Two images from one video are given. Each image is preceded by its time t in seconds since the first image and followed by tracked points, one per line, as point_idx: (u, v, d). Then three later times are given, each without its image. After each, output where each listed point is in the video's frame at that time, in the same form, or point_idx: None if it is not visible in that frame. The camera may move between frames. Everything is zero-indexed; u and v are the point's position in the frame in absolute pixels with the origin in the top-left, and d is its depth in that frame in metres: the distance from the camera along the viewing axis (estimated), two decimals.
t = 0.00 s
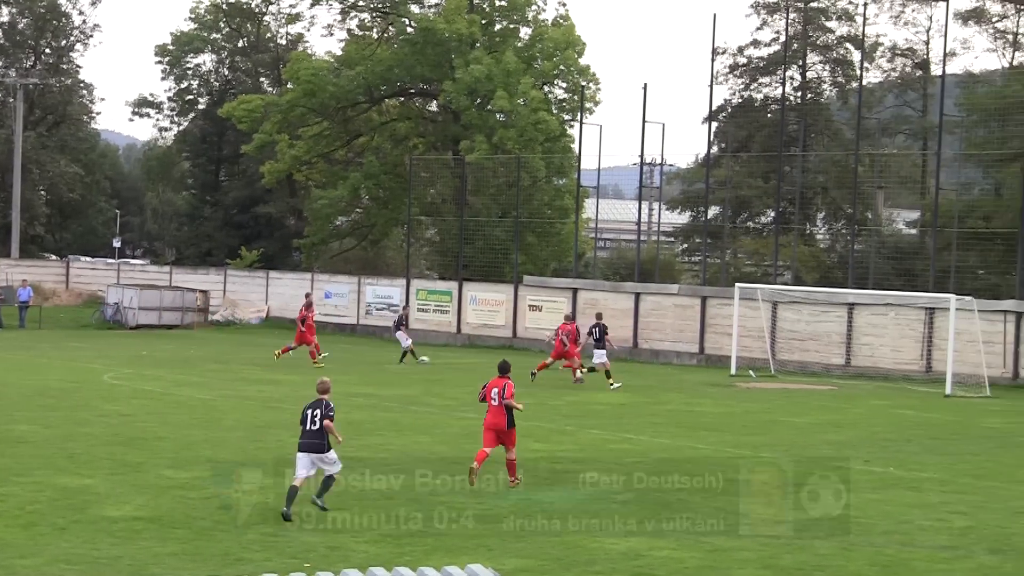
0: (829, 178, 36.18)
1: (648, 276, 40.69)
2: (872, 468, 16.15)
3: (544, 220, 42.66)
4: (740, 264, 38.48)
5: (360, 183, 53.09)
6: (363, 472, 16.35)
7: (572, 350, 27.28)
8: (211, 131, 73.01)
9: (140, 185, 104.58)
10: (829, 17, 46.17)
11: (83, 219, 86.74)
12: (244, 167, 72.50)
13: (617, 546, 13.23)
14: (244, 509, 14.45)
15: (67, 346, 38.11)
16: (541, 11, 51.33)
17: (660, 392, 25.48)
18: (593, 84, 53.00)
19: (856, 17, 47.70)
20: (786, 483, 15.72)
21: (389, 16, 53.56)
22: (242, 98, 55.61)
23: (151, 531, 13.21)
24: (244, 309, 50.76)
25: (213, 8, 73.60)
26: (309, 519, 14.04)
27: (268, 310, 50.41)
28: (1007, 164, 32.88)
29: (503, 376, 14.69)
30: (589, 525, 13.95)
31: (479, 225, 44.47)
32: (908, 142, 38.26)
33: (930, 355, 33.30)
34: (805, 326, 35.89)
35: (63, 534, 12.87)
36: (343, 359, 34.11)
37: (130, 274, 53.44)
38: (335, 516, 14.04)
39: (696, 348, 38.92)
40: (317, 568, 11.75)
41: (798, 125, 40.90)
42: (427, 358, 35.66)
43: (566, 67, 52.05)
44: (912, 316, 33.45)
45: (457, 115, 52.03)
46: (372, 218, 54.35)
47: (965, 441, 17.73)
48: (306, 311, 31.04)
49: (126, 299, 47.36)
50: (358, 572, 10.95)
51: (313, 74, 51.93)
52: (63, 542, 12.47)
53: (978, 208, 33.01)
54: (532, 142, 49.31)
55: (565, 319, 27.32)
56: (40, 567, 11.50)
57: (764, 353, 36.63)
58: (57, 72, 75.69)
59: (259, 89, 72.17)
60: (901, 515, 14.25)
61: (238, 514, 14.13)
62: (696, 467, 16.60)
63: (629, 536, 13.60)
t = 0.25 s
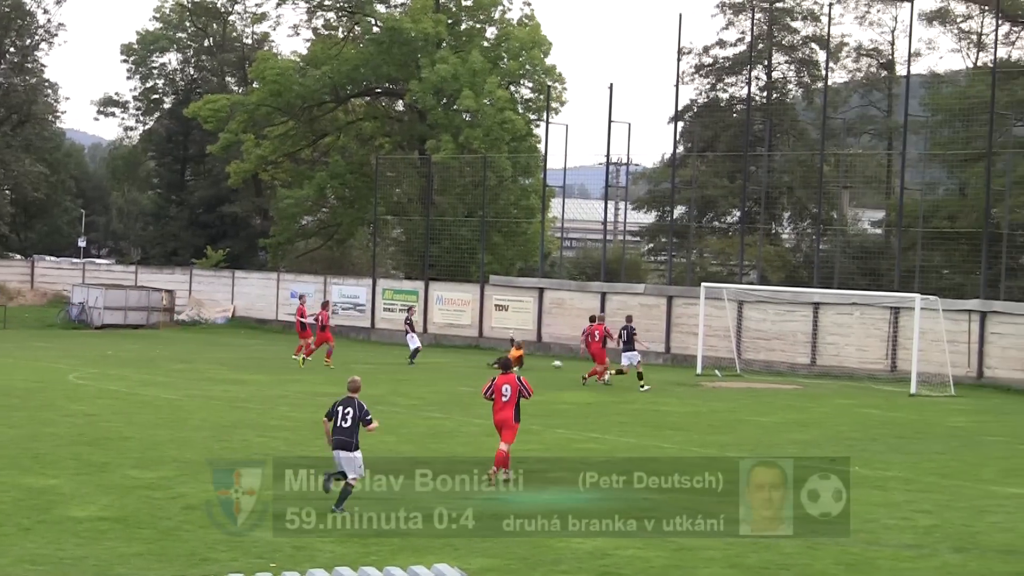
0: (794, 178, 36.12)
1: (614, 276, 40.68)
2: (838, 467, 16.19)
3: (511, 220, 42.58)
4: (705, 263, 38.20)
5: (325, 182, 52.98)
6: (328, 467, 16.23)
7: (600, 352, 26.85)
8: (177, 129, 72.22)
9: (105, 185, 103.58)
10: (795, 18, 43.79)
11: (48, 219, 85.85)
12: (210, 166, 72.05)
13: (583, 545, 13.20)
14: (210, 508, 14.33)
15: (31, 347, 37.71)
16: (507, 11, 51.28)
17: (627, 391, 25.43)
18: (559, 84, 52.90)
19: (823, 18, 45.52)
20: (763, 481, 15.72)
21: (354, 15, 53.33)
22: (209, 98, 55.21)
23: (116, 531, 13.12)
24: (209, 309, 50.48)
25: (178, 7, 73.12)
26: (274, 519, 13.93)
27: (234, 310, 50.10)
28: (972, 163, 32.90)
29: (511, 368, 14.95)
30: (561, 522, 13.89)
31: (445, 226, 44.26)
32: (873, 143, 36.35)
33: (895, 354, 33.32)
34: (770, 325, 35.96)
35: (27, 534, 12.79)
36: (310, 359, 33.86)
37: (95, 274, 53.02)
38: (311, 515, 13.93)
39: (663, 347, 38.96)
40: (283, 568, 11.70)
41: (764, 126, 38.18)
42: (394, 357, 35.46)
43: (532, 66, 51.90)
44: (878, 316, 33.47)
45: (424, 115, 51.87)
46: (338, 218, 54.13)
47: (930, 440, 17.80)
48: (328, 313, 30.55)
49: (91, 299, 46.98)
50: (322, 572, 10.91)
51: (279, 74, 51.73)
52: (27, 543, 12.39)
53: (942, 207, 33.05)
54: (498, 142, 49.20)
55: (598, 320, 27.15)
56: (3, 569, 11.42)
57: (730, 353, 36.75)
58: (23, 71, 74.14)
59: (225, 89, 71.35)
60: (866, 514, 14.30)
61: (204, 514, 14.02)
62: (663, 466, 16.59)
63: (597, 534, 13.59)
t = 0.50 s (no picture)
0: (759, 178, 35.52)
1: (580, 276, 40.32)
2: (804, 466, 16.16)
3: (477, 220, 42.08)
4: (671, 263, 37.43)
5: (290, 182, 52.75)
6: (312, 465, 16.17)
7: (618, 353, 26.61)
8: (142, 129, 72.11)
9: (70, 184, 102.78)
10: (759, 19, 42.65)
11: (13, 217, 85.05)
12: (174, 166, 71.38)
13: (548, 545, 13.16)
14: (175, 508, 14.25)
15: None
16: (473, 10, 51.12)
17: (595, 391, 25.36)
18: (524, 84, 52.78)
19: (791, 15, 42.84)
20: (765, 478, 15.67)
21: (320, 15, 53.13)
22: (174, 97, 54.87)
23: (81, 532, 13.04)
24: (174, 309, 50.15)
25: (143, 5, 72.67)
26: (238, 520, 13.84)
27: (200, 310, 49.69)
28: (936, 164, 32.44)
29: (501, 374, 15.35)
30: (560, 522, 13.83)
31: (411, 226, 43.87)
32: (839, 143, 36.05)
33: (859, 355, 32.62)
34: (736, 325, 35.56)
35: None
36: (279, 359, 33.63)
37: (59, 273, 52.65)
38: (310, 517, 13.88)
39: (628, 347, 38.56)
40: (248, 567, 11.67)
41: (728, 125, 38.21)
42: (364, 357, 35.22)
43: (498, 66, 51.86)
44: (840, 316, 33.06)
45: (390, 115, 51.68)
46: (303, 217, 54.04)
47: (895, 439, 17.83)
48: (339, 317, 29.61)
49: (55, 298, 46.67)
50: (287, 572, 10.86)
51: (244, 74, 51.64)
52: None
53: (907, 207, 32.54)
54: (464, 142, 48.91)
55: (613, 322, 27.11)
56: None
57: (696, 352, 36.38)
58: None
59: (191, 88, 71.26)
60: (832, 514, 14.32)
61: (169, 514, 13.94)
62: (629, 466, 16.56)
63: (561, 533, 13.60)
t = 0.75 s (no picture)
0: (726, 178, 34.72)
1: (548, 277, 38.75)
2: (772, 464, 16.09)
3: (444, 219, 40.68)
4: (639, 263, 36.59)
5: (258, 182, 52.31)
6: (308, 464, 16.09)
7: (630, 354, 27.03)
8: (109, 129, 71.49)
9: (37, 183, 101.64)
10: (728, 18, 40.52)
11: None
12: (142, 166, 71.49)
13: (515, 544, 13.13)
14: (142, 508, 14.19)
15: None
16: (440, 11, 50.98)
17: (565, 391, 25.28)
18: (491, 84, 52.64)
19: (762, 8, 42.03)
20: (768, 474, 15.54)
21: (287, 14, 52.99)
22: (140, 98, 54.40)
23: (48, 533, 12.99)
24: (142, 309, 49.73)
25: (110, 4, 70.10)
26: (205, 519, 13.78)
27: (167, 309, 49.28)
28: (903, 164, 32.13)
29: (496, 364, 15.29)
30: (558, 521, 13.81)
31: (379, 225, 42.29)
32: (806, 142, 35.15)
33: (826, 354, 32.47)
34: (703, 324, 34.81)
35: None
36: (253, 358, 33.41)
37: (25, 273, 52.49)
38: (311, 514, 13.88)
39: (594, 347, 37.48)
40: (215, 568, 11.64)
41: (695, 126, 36.87)
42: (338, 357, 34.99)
43: (465, 66, 51.77)
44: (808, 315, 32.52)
45: (358, 115, 51.63)
46: (272, 217, 53.67)
47: (862, 438, 17.83)
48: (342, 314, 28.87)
49: (22, 299, 46.46)
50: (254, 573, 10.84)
51: (212, 74, 51.44)
52: None
53: (874, 207, 32.30)
54: (432, 141, 49.23)
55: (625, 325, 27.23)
56: None
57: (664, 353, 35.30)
58: None
59: (157, 87, 70.10)
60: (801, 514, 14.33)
61: (136, 514, 13.89)
62: (598, 464, 16.51)
63: (529, 533, 13.58)
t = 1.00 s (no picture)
0: (698, 178, 34.75)
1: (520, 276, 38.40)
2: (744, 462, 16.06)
3: (415, 219, 40.64)
4: (610, 262, 36.21)
5: (229, 181, 52.27)
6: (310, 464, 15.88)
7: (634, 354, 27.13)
8: (79, 128, 68.47)
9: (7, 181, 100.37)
10: (699, 17, 41.84)
11: None
12: (112, 166, 68.75)
13: (487, 544, 13.14)
14: (113, 509, 14.13)
15: None
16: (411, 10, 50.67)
17: (538, 390, 25.24)
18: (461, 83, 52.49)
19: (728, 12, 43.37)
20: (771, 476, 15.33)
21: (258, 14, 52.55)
22: (109, 96, 54.51)
23: (19, 534, 12.94)
24: (112, 309, 49.29)
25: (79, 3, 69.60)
26: (178, 520, 13.76)
27: (138, 309, 48.91)
28: (873, 163, 32.15)
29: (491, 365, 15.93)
30: (553, 518, 13.78)
31: (350, 224, 41.93)
32: (777, 143, 33.95)
33: (797, 353, 32.28)
34: (674, 323, 34.73)
35: None
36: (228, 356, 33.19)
37: None
38: (313, 514, 13.75)
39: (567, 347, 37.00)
40: (186, 568, 11.61)
41: (667, 125, 36.25)
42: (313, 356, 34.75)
43: (436, 66, 51.60)
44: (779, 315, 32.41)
45: (329, 114, 51.54)
46: (242, 217, 53.50)
47: (834, 437, 17.84)
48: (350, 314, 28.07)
49: None
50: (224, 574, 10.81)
51: (183, 73, 51.37)
52: None
53: (845, 207, 32.23)
54: (403, 140, 49.06)
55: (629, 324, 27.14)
56: None
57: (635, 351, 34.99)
58: None
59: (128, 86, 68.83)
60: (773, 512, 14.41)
61: (107, 515, 13.83)
62: (570, 463, 16.50)
63: (501, 533, 13.56)
